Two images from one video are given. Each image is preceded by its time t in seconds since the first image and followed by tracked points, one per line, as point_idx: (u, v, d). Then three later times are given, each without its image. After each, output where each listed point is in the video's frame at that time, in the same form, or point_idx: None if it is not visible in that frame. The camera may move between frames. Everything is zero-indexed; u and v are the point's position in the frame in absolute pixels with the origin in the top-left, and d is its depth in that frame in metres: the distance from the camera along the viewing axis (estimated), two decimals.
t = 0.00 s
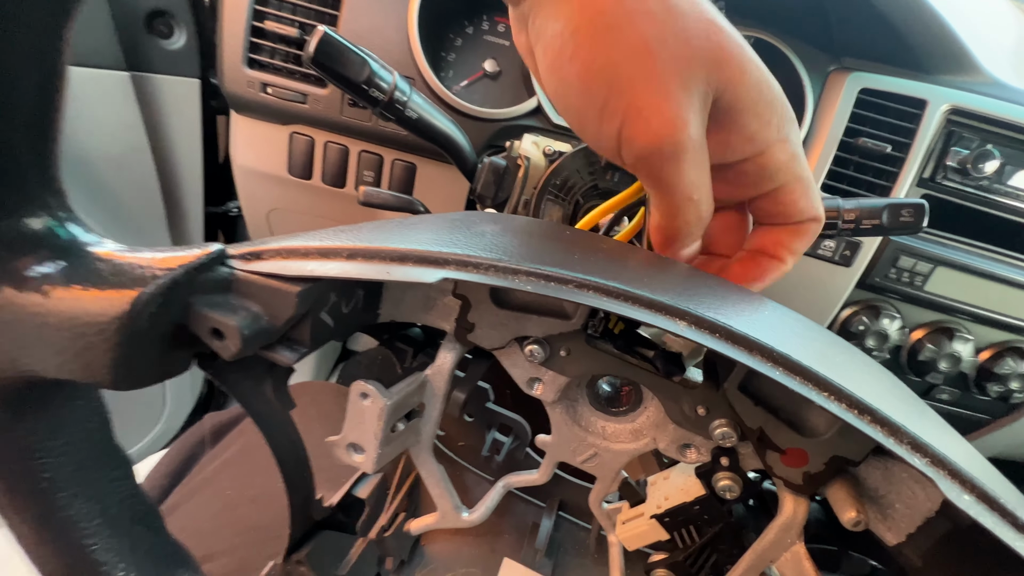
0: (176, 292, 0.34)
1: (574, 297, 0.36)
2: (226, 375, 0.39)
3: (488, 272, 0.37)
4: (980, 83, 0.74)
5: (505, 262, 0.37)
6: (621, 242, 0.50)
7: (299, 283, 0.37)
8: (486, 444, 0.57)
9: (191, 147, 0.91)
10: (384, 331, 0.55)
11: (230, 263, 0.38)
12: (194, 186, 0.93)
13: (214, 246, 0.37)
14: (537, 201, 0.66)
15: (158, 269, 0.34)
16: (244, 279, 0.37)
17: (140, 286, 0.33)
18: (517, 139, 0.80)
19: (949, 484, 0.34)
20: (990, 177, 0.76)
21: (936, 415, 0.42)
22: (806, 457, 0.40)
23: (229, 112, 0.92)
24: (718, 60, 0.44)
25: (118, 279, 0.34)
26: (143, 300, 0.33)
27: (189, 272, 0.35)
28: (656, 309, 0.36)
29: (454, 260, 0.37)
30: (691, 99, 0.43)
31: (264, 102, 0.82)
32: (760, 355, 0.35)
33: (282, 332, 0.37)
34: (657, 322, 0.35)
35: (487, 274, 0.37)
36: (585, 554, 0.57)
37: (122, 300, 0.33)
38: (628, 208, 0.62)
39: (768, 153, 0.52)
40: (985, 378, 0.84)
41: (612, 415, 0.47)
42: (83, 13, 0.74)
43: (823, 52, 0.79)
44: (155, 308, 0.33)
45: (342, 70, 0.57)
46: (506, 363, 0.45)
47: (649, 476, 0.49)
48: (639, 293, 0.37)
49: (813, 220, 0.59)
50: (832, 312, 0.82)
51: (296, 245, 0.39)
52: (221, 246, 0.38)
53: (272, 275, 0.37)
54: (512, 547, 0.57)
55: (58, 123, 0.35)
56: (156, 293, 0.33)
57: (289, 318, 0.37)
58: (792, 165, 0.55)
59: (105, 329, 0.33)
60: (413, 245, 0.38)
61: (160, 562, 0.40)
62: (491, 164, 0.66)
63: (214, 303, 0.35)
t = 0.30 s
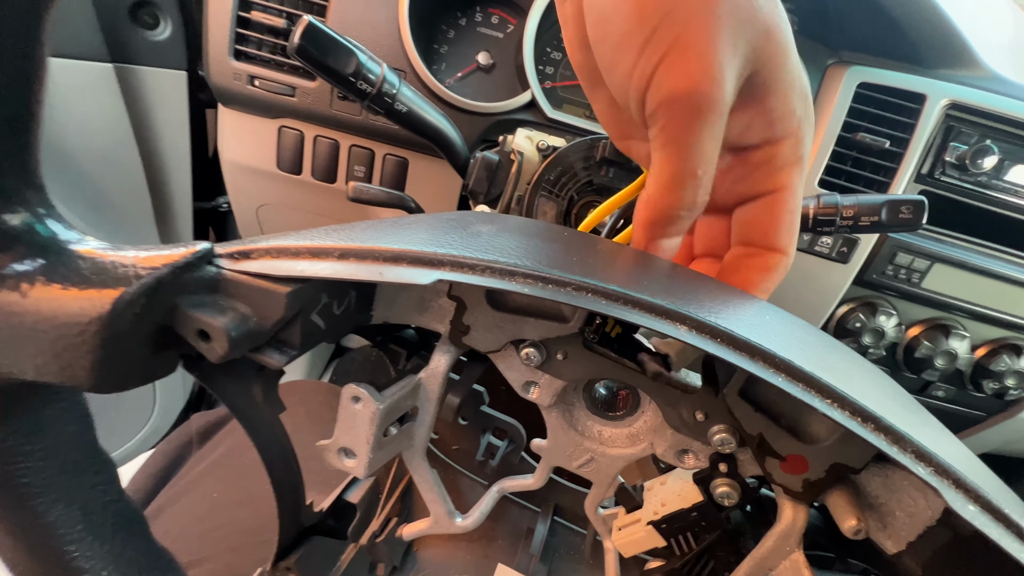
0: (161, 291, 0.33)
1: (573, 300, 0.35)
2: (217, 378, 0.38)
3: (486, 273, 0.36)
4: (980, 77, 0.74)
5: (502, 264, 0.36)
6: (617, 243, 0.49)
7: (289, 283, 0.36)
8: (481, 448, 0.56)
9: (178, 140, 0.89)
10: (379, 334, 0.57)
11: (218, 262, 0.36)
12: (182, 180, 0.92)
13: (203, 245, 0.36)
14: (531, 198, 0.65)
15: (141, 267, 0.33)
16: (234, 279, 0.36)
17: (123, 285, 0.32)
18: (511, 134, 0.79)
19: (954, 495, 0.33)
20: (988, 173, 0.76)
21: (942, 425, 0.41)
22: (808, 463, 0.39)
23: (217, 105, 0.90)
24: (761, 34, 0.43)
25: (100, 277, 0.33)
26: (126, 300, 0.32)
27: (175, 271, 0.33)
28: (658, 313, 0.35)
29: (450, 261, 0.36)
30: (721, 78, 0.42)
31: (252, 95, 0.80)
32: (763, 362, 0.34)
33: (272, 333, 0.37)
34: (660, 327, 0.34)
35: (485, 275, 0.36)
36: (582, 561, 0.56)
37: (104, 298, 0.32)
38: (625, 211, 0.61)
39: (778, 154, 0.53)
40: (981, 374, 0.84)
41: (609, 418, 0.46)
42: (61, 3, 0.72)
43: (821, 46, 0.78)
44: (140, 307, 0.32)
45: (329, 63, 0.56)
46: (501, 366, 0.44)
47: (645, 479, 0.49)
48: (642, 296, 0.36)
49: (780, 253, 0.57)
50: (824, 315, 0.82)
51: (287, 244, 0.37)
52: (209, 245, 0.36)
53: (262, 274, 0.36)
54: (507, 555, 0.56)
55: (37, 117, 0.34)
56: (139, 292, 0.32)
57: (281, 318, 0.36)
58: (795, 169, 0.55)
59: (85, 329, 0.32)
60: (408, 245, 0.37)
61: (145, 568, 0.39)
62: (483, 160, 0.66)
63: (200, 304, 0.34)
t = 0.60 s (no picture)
0: (149, 287, 0.32)
1: (570, 293, 0.35)
2: (210, 378, 0.38)
3: (483, 268, 0.36)
4: (976, 77, 0.74)
5: (500, 257, 0.36)
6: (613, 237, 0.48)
7: (281, 279, 0.35)
8: (477, 444, 0.56)
9: (173, 136, 0.88)
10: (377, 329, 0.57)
11: (209, 257, 0.36)
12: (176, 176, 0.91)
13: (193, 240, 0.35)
14: (530, 193, 0.65)
15: (129, 261, 0.32)
16: (225, 275, 0.35)
17: (110, 281, 0.32)
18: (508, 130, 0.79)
19: (950, 485, 0.33)
20: (982, 172, 0.76)
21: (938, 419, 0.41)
22: (805, 455, 0.39)
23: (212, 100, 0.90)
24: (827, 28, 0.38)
25: (87, 273, 0.32)
26: (115, 296, 0.32)
27: (164, 267, 0.33)
28: (656, 306, 0.35)
29: (446, 255, 0.36)
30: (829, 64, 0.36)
31: (249, 90, 0.79)
32: (762, 354, 0.34)
33: (264, 330, 0.36)
34: (656, 321, 0.34)
35: (482, 269, 0.36)
36: (578, 553, 0.56)
37: (91, 295, 0.32)
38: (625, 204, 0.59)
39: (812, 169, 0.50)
40: (974, 372, 0.85)
41: (605, 412, 0.46)
42: None
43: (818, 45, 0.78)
44: (128, 304, 0.32)
45: (327, 57, 0.55)
46: (498, 361, 0.44)
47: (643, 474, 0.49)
48: (640, 290, 0.36)
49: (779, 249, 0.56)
50: (825, 306, 0.82)
51: (279, 239, 0.37)
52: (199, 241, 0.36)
53: (254, 270, 0.35)
54: (504, 549, 0.56)
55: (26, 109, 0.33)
56: (127, 289, 0.32)
57: (272, 315, 0.35)
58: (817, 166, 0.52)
59: (74, 326, 0.32)
60: (404, 239, 0.37)
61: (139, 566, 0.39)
62: (482, 156, 0.66)
63: (190, 300, 0.34)
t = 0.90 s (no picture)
0: (135, 290, 0.34)
1: (564, 292, 0.36)
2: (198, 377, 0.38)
3: (478, 266, 0.37)
4: (971, 81, 0.76)
5: (494, 256, 0.37)
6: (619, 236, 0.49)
7: (271, 280, 0.37)
8: (474, 441, 0.55)
9: (168, 132, 0.87)
10: (367, 328, 0.54)
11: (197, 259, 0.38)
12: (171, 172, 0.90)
13: (183, 241, 0.37)
14: (530, 192, 0.65)
15: (116, 265, 0.34)
16: (215, 278, 0.37)
17: (97, 284, 0.34)
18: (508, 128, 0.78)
19: (947, 480, 0.35)
20: (977, 175, 0.77)
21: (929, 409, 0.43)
22: (799, 451, 0.40)
23: (208, 94, 0.88)
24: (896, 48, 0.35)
25: (76, 276, 0.34)
26: (104, 297, 0.33)
27: (152, 270, 0.35)
28: (649, 302, 0.37)
29: (441, 254, 0.37)
30: (891, 107, 0.33)
31: (245, 85, 0.78)
32: (758, 352, 0.36)
33: (256, 331, 0.38)
34: (648, 317, 0.36)
35: (477, 268, 0.37)
36: (574, 549, 0.56)
37: (79, 297, 0.33)
38: (625, 207, 0.61)
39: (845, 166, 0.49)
40: (966, 372, 0.85)
41: (602, 409, 0.46)
42: None
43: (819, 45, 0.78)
44: (114, 307, 0.34)
45: (326, 53, 0.55)
46: (493, 360, 0.44)
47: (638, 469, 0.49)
48: (634, 287, 0.37)
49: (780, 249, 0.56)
50: (820, 306, 0.83)
51: (270, 239, 0.38)
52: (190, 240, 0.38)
53: (244, 271, 0.37)
54: (501, 545, 0.56)
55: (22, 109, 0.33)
56: (114, 292, 0.33)
57: (263, 316, 0.37)
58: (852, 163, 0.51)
59: (59, 331, 0.34)
60: (399, 238, 0.38)
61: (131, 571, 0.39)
62: (482, 155, 0.66)
63: (178, 301, 0.36)
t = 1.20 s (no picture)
0: (120, 310, 0.33)
1: (563, 311, 0.34)
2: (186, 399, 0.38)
3: (474, 284, 0.35)
4: (987, 80, 0.74)
5: (490, 273, 0.35)
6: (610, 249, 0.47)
7: (260, 299, 0.35)
8: (469, 460, 0.54)
9: (157, 123, 0.85)
10: (360, 346, 0.54)
11: (185, 277, 0.36)
12: (161, 167, 0.88)
13: (168, 261, 0.36)
14: (531, 196, 0.62)
15: (96, 284, 0.33)
16: (203, 296, 0.35)
17: (78, 304, 0.33)
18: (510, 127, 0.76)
19: (951, 501, 0.34)
20: (991, 178, 0.74)
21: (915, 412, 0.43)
22: (801, 469, 0.38)
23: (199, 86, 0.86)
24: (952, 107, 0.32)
25: (55, 297, 0.33)
26: (84, 319, 0.32)
27: (138, 288, 0.33)
28: (649, 321, 0.35)
29: (434, 272, 0.35)
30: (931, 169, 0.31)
31: (235, 79, 0.76)
32: (759, 370, 0.35)
33: (244, 352, 0.36)
34: (650, 338, 0.34)
35: (473, 286, 0.35)
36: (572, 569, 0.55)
37: (60, 319, 0.32)
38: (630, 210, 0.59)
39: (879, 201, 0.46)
40: (974, 381, 0.84)
41: (599, 427, 0.45)
42: None
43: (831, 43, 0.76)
44: (96, 328, 0.33)
45: (317, 50, 0.54)
46: (488, 378, 0.42)
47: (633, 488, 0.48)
48: (636, 305, 0.35)
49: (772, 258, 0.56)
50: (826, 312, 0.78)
51: (259, 256, 0.36)
52: (174, 260, 0.36)
53: (232, 289, 0.35)
54: (497, 566, 0.54)
55: None
56: (96, 312, 0.32)
57: (251, 337, 0.35)
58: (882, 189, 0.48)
59: (37, 354, 0.33)
60: (391, 254, 0.36)
61: None
62: (481, 156, 0.64)
63: (164, 322, 0.35)
